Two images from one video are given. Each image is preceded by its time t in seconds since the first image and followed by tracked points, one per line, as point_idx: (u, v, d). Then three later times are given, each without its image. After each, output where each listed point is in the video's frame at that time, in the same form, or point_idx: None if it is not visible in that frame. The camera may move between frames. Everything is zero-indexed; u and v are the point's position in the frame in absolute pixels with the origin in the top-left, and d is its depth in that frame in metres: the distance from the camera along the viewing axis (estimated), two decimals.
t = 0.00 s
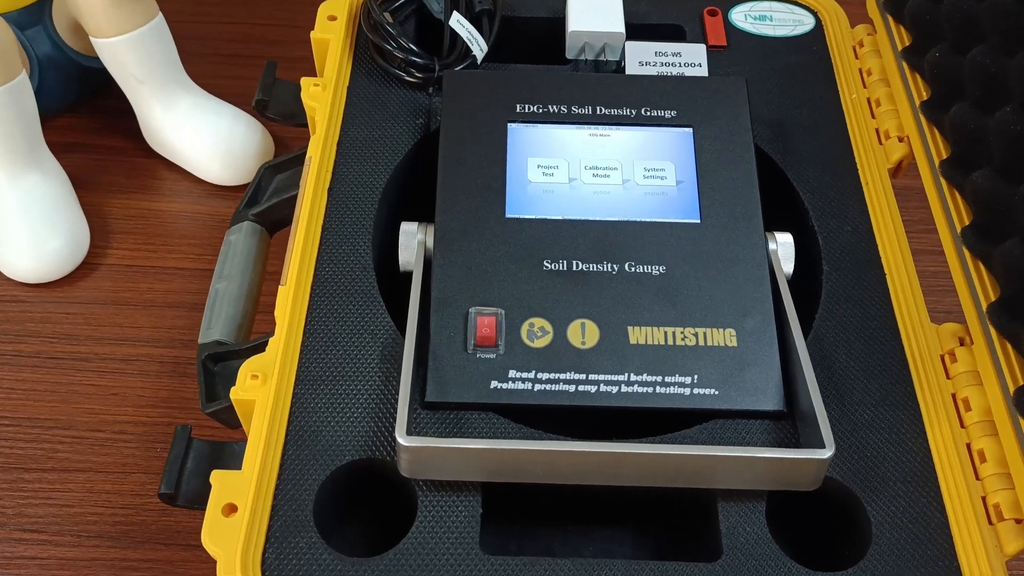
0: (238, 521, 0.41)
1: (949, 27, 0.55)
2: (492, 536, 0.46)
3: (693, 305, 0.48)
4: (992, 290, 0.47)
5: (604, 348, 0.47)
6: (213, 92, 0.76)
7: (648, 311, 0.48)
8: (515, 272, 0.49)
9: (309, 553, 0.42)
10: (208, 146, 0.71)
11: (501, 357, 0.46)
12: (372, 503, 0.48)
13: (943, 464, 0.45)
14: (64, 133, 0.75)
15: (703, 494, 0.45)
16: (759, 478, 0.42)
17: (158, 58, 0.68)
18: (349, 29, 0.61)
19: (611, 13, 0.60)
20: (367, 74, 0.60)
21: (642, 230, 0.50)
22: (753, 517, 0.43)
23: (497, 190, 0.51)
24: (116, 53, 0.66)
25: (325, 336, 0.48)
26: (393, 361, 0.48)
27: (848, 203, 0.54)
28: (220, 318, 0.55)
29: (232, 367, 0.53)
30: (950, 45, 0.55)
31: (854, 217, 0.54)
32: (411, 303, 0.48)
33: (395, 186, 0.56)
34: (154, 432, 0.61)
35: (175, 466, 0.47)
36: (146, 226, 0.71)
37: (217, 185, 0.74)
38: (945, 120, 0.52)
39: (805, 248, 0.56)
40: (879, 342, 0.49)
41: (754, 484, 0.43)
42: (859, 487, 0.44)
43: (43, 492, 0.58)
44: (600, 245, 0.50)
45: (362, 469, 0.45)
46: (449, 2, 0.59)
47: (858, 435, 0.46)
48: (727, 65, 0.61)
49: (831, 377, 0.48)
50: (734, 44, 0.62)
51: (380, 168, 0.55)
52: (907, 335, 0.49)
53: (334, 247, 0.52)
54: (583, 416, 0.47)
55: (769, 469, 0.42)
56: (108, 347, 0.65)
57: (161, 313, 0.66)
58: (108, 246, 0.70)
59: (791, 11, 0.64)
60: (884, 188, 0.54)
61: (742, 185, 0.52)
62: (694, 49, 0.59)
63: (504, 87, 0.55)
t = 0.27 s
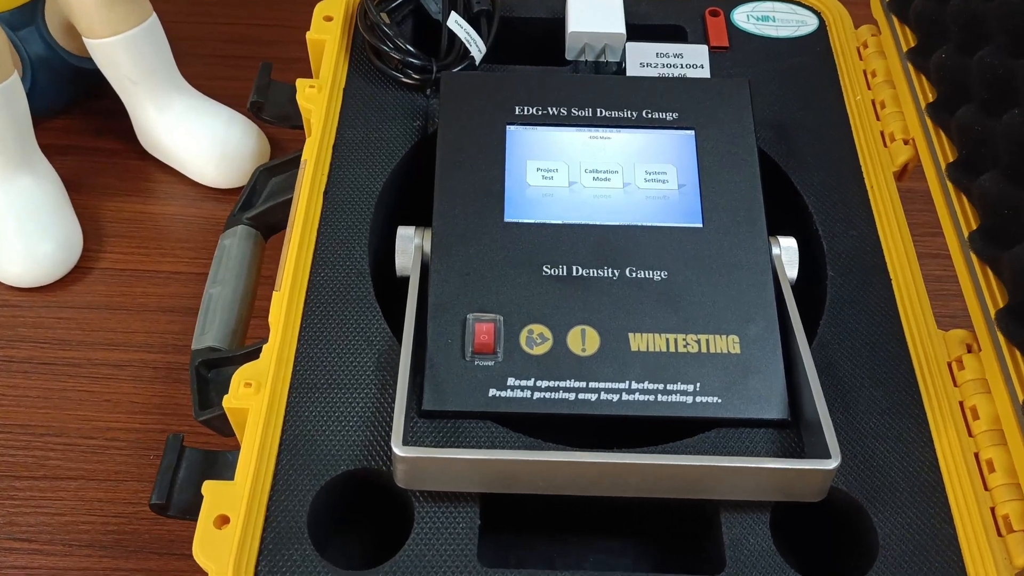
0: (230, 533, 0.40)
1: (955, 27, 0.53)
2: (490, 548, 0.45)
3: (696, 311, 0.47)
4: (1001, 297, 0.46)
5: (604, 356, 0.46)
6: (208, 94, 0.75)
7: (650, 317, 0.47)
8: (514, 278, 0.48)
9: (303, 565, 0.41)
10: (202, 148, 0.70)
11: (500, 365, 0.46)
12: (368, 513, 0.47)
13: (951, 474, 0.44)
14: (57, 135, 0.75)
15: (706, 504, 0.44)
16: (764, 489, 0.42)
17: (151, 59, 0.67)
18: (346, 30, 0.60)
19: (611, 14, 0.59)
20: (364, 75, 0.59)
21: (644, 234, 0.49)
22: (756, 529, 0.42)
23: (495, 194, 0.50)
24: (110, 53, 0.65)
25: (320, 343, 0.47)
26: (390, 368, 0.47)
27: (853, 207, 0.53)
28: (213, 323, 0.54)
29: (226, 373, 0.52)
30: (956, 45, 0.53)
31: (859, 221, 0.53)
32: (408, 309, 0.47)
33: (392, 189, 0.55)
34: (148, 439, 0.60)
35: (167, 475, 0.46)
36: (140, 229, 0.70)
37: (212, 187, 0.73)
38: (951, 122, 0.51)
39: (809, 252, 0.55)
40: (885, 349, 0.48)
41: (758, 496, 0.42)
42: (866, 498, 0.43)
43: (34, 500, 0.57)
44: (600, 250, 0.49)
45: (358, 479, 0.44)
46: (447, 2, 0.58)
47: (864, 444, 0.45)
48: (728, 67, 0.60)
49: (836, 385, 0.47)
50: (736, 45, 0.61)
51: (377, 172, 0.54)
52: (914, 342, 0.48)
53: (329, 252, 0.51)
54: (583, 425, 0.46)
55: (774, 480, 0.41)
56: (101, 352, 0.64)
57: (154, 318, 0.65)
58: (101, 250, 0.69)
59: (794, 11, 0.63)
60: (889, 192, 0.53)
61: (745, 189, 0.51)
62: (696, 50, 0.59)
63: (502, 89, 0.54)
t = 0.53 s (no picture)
0: (220, 547, 0.39)
1: (960, 30, 0.53)
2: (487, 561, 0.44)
3: (696, 319, 0.46)
4: (1007, 305, 0.45)
5: (603, 365, 0.45)
6: (202, 96, 0.74)
7: (649, 326, 0.46)
8: (511, 285, 0.47)
9: None
10: (197, 152, 0.69)
11: (497, 374, 0.45)
12: (363, 525, 0.46)
13: (957, 486, 0.43)
14: (50, 138, 0.74)
15: (707, 517, 0.43)
16: (766, 502, 0.41)
17: (145, 61, 0.66)
18: (341, 32, 0.59)
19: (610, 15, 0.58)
20: (359, 78, 0.58)
21: (643, 240, 0.48)
22: (758, 542, 0.41)
23: (492, 199, 0.49)
24: (104, 56, 0.64)
25: (313, 351, 0.46)
26: (385, 378, 0.46)
27: (856, 212, 0.53)
28: (206, 330, 0.53)
29: (219, 382, 0.51)
30: (961, 48, 0.53)
31: (862, 227, 0.52)
32: (404, 317, 0.46)
33: (387, 194, 0.54)
34: (140, 447, 0.59)
35: (157, 487, 0.45)
36: (133, 233, 0.69)
37: (206, 191, 0.72)
38: (956, 126, 0.51)
39: (811, 258, 0.54)
40: (890, 357, 0.47)
41: (760, 508, 0.41)
42: (870, 511, 0.42)
43: (24, 509, 0.56)
44: (599, 257, 0.48)
45: (352, 491, 0.43)
46: (444, 4, 0.57)
47: (868, 455, 0.44)
48: (729, 70, 0.59)
49: (839, 394, 0.46)
50: (737, 47, 0.60)
51: (372, 176, 0.53)
52: (919, 350, 0.47)
53: (323, 259, 0.50)
54: (582, 435, 0.45)
55: (776, 493, 0.40)
56: (93, 359, 0.63)
57: (147, 324, 0.65)
58: (94, 254, 0.68)
59: (796, 13, 0.62)
60: (893, 197, 0.53)
61: (746, 194, 0.50)
62: (696, 52, 0.58)
63: (499, 92, 0.53)
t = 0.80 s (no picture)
0: (212, 561, 0.39)
1: (966, 31, 0.52)
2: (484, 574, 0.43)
3: (699, 327, 0.45)
4: (1015, 312, 0.44)
5: (604, 374, 0.44)
6: (197, 98, 0.73)
7: (651, 333, 0.45)
8: (510, 292, 0.46)
9: None
10: (191, 155, 0.68)
11: (495, 383, 0.44)
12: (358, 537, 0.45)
13: (965, 497, 0.42)
14: (43, 141, 0.73)
15: (710, 529, 0.42)
16: (770, 515, 0.40)
17: (139, 63, 0.65)
18: (337, 34, 0.58)
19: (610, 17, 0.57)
20: (356, 81, 0.57)
21: (645, 247, 0.48)
22: (762, 556, 0.41)
23: (491, 204, 0.48)
24: (97, 57, 0.64)
25: (308, 359, 0.45)
26: (381, 386, 0.45)
27: (860, 217, 0.52)
28: (200, 337, 0.52)
29: (212, 390, 0.50)
30: (967, 50, 0.52)
31: (867, 232, 0.51)
32: (400, 325, 0.45)
33: (384, 199, 0.53)
34: (133, 455, 0.58)
35: (149, 498, 0.44)
36: (127, 237, 0.68)
37: (201, 195, 0.71)
38: (962, 130, 0.50)
39: (815, 264, 0.53)
40: (896, 366, 0.46)
41: (764, 521, 0.40)
42: (876, 523, 0.41)
43: (14, 519, 0.55)
44: (599, 263, 0.47)
45: (347, 503, 0.43)
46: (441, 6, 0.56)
47: (874, 466, 0.43)
48: (731, 72, 0.58)
49: (844, 404, 0.45)
50: (739, 49, 0.60)
51: (368, 181, 0.52)
52: (925, 358, 0.46)
53: (318, 265, 0.49)
54: (582, 445, 0.44)
55: (781, 506, 0.39)
56: (85, 365, 0.62)
57: (141, 330, 0.64)
58: (87, 259, 0.67)
59: (799, 15, 0.62)
60: (898, 201, 0.52)
61: (750, 200, 0.49)
62: (698, 54, 0.57)
63: (498, 95, 0.52)
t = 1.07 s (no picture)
0: None
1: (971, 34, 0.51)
2: None
3: (700, 336, 0.45)
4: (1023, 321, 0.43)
5: (603, 383, 0.43)
6: (192, 100, 0.72)
7: (651, 342, 0.44)
8: (507, 299, 0.45)
9: None
10: (186, 158, 0.68)
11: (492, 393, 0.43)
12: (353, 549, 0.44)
13: (971, 509, 0.41)
14: (36, 143, 0.72)
15: (712, 542, 0.41)
16: (773, 528, 0.39)
17: (131, 65, 0.64)
18: (333, 37, 0.57)
19: (610, 19, 0.56)
20: (352, 84, 0.56)
21: (645, 253, 0.47)
22: (765, 570, 0.40)
23: (487, 210, 0.48)
24: (89, 59, 0.63)
25: (301, 368, 0.45)
26: (376, 396, 0.44)
27: (863, 222, 0.51)
28: (192, 344, 0.51)
29: (204, 398, 0.50)
30: (973, 53, 0.51)
31: (870, 238, 0.50)
32: (396, 333, 0.44)
33: (379, 204, 0.53)
34: (125, 463, 0.58)
35: (139, 509, 0.43)
36: (120, 242, 0.67)
37: (195, 198, 0.70)
38: (967, 135, 0.49)
39: (818, 270, 0.52)
40: (900, 374, 0.45)
41: (767, 535, 0.39)
42: (881, 536, 0.41)
43: (5, 528, 0.55)
44: (598, 270, 0.46)
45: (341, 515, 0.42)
46: (438, 7, 0.55)
47: (879, 477, 0.42)
48: (732, 75, 0.58)
49: (848, 413, 0.44)
50: (740, 52, 0.59)
51: (363, 186, 0.51)
52: (931, 367, 0.45)
53: (312, 271, 0.48)
54: (581, 455, 0.44)
55: (784, 519, 0.38)
56: (78, 372, 0.61)
57: (134, 336, 0.63)
58: (80, 264, 0.66)
59: (801, 16, 0.61)
60: (902, 207, 0.51)
61: (752, 205, 0.48)
62: (699, 56, 0.56)
63: (496, 98, 0.51)
